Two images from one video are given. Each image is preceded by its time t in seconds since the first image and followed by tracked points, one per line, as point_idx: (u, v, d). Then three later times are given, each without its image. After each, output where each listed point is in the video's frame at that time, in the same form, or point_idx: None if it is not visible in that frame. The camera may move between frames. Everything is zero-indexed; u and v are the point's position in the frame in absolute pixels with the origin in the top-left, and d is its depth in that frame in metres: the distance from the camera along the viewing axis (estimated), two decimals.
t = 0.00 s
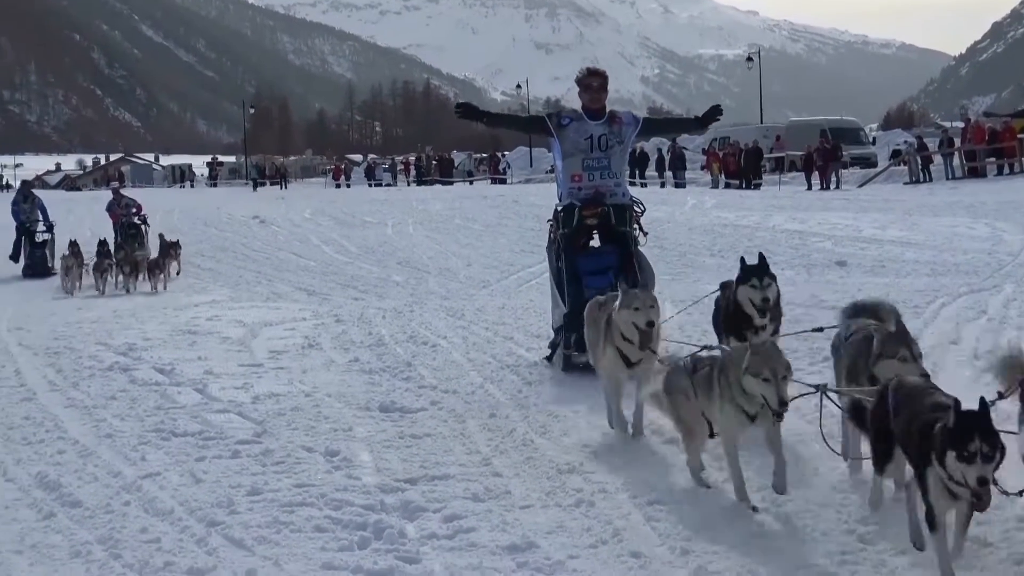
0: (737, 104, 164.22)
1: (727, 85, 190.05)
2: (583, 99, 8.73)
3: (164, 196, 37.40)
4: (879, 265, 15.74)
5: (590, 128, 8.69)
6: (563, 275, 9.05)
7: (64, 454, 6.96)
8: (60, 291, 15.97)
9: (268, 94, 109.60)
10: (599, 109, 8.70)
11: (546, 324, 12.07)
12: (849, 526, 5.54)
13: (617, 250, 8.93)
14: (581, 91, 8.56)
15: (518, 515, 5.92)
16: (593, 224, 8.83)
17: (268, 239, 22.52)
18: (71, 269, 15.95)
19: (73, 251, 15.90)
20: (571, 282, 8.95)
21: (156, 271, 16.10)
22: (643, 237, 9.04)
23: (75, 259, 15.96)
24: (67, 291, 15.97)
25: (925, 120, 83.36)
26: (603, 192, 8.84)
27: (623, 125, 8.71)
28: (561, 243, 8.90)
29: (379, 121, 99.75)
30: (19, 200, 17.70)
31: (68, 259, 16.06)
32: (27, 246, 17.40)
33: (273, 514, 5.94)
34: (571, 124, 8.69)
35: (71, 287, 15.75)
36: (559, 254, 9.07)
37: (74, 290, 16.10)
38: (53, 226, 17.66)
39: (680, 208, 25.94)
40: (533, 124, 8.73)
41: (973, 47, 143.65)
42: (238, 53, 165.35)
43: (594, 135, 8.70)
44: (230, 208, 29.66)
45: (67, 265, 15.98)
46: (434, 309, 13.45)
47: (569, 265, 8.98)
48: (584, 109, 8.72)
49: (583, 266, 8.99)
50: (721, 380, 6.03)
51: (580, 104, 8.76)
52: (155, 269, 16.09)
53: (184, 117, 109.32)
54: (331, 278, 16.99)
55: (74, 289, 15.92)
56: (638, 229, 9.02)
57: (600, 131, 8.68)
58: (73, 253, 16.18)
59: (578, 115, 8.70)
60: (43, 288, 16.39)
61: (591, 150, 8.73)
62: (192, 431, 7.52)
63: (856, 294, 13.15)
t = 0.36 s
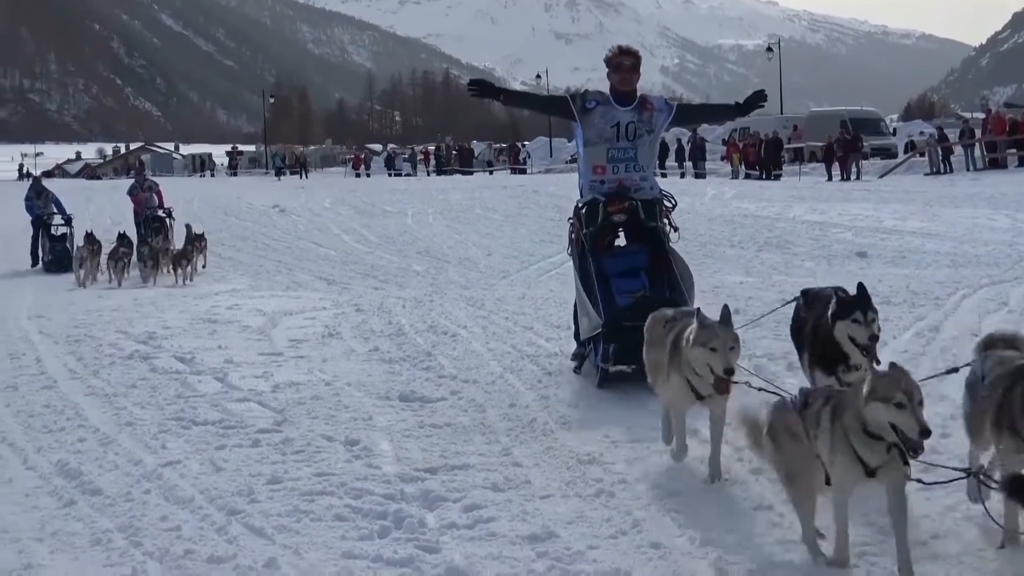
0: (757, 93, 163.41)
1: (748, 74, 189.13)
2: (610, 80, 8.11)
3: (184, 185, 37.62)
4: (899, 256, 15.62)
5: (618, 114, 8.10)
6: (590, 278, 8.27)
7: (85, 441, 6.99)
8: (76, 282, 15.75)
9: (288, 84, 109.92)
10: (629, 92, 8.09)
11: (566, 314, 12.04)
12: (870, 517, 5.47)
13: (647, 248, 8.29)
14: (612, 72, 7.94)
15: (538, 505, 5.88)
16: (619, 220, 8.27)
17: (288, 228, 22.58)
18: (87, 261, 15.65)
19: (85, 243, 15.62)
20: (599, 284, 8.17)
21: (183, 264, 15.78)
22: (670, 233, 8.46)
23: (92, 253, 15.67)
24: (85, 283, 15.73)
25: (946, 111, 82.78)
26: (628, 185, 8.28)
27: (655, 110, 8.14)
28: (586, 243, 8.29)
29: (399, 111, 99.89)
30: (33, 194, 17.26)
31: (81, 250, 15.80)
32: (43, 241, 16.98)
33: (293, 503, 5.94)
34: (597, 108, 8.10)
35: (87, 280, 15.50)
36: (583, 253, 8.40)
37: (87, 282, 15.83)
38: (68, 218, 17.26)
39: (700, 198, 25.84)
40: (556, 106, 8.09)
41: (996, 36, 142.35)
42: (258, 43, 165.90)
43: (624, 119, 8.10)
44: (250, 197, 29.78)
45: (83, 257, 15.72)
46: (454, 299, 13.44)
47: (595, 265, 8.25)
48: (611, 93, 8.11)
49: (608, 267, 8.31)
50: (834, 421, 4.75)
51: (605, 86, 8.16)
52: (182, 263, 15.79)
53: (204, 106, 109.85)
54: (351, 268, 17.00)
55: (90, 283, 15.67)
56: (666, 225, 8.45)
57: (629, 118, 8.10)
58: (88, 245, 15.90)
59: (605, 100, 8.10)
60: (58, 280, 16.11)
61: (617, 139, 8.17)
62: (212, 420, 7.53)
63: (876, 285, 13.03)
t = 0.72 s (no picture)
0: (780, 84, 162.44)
1: (771, 65, 188.04)
2: (642, 65, 7.53)
3: (206, 176, 37.77)
4: (922, 248, 15.44)
5: (651, 99, 7.48)
6: (622, 284, 7.51)
7: (107, 432, 7.00)
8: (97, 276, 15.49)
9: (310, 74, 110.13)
10: (662, 75, 7.49)
11: (588, 305, 11.96)
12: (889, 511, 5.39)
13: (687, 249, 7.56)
14: (641, 52, 7.36)
15: (559, 496, 5.85)
16: (653, 218, 7.61)
17: (310, 219, 22.61)
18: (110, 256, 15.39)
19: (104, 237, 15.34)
20: (634, 289, 7.38)
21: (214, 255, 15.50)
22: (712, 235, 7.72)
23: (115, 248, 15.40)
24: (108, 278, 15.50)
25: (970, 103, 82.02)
26: (663, 180, 7.61)
27: (691, 94, 7.51)
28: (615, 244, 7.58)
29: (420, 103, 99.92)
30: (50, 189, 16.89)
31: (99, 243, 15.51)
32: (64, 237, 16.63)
33: (315, 494, 5.91)
34: (628, 92, 7.48)
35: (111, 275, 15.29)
36: (613, 257, 7.69)
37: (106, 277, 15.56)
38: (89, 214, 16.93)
39: (722, 190, 25.67)
40: (581, 92, 7.51)
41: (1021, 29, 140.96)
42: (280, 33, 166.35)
43: (658, 104, 7.48)
44: (271, 188, 29.85)
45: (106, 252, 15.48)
46: (475, 290, 13.39)
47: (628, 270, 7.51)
48: (644, 78, 7.50)
49: (642, 274, 7.55)
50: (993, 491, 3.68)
51: (636, 72, 7.56)
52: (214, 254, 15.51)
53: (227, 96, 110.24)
54: (373, 259, 16.98)
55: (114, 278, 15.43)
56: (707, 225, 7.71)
57: (663, 104, 7.48)
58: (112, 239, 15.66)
59: (637, 85, 7.49)
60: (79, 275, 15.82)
61: (650, 127, 7.52)
62: (234, 411, 7.52)
63: (899, 278, 12.89)
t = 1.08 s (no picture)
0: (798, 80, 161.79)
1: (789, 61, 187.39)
2: (684, 45, 6.28)
3: (225, 174, 37.90)
4: (942, 245, 15.29)
5: (696, 88, 6.24)
6: (665, 301, 6.37)
7: (127, 431, 7.00)
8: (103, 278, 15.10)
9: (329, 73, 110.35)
10: (709, 58, 6.24)
11: (607, 305, 11.88)
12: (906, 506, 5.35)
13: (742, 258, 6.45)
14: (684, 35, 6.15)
15: (579, 495, 5.80)
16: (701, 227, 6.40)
17: (328, 218, 22.60)
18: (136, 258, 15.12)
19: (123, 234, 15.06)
20: (678, 308, 6.25)
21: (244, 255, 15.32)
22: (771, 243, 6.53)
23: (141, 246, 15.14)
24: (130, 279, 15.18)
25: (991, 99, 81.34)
26: (714, 180, 6.37)
27: (742, 79, 6.27)
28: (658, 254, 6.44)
29: (439, 101, 99.96)
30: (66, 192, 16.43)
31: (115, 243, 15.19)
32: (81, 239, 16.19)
33: (333, 493, 5.89)
34: (669, 81, 6.25)
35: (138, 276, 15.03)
36: (656, 267, 6.56)
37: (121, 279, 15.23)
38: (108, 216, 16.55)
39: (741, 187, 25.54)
40: (619, 83, 6.26)
41: None
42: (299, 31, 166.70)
43: (710, 92, 6.24)
44: (290, 186, 29.88)
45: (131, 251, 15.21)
46: (494, 289, 13.33)
47: (672, 283, 6.36)
48: (689, 63, 6.26)
49: (688, 288, 6.41)
50: None
51: (679, 54, 6.32)
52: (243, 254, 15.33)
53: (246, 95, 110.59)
54: (392, 257, 16.97)
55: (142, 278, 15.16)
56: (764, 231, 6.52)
57: (712, 92, 6.24)
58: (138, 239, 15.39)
59: (681, 71, 6.25)
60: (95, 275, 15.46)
61: (697, 121, 6.27)
62: (254, 410, 7.51)
63: (919, 275, 12.76)
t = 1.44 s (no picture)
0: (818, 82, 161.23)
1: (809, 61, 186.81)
2: (740, 28, 5.12)
3: (245, 176, 38.06)
4: (961, 247, 15.16)
5: (758, 78, 5.07)
6: (721, 328, 5.19)
7: (145, 432, 7.02)
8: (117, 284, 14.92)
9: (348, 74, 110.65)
10: (771, 42, 5.08)
11: (628, 305, 11.82)
12: (931, 509, 5.16)
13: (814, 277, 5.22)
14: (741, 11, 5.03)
15: (598, 496, 5.77)
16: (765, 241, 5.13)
17: (347, 219, 22.63)
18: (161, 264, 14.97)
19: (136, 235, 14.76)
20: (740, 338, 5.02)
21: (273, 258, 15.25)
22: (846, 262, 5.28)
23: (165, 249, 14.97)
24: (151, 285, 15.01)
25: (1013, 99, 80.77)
26: (777, 184, 5.11)
27: (814, 73, 5.10)
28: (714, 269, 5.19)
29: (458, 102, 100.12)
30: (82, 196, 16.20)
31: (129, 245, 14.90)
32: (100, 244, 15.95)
33: (352, 494, 5.88)
34: (725, 70, 5.09)
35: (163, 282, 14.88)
36: (710, 289, 5.33)
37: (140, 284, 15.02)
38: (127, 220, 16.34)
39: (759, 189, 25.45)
40: (669, 72, 5.13)
41: None
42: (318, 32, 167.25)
43: (777, 84, 5.07)
44: (310, 188, 30.01)
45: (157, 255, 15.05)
46: (512, 290, 13.32)
47: (729, 307, 5.15)
48: (747, 49, 5.09)
49: (749, 311, 5.18)
50: None
51: (734, 38, 5.17)
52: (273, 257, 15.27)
53: (265, 97, 111.07)
54: (410, 259, 16.98)
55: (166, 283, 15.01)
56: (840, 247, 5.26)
57: (776, 84, 5.07)
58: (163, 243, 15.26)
59: (737, 59, 5.09)
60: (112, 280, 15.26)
61: (758, 116, 5.08)
62: (272, 411, 7.53)
63: (939, 276, 12.66)
